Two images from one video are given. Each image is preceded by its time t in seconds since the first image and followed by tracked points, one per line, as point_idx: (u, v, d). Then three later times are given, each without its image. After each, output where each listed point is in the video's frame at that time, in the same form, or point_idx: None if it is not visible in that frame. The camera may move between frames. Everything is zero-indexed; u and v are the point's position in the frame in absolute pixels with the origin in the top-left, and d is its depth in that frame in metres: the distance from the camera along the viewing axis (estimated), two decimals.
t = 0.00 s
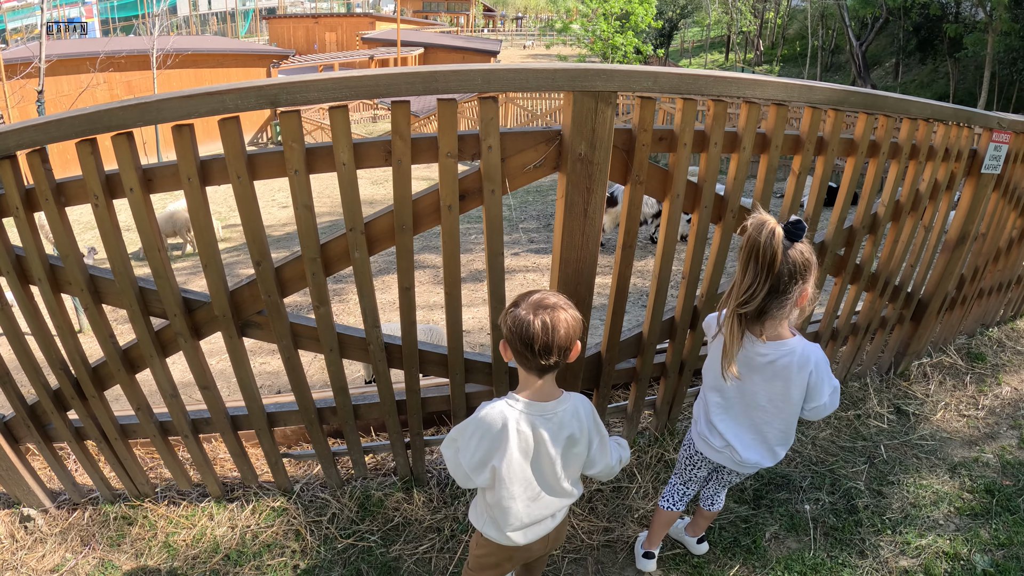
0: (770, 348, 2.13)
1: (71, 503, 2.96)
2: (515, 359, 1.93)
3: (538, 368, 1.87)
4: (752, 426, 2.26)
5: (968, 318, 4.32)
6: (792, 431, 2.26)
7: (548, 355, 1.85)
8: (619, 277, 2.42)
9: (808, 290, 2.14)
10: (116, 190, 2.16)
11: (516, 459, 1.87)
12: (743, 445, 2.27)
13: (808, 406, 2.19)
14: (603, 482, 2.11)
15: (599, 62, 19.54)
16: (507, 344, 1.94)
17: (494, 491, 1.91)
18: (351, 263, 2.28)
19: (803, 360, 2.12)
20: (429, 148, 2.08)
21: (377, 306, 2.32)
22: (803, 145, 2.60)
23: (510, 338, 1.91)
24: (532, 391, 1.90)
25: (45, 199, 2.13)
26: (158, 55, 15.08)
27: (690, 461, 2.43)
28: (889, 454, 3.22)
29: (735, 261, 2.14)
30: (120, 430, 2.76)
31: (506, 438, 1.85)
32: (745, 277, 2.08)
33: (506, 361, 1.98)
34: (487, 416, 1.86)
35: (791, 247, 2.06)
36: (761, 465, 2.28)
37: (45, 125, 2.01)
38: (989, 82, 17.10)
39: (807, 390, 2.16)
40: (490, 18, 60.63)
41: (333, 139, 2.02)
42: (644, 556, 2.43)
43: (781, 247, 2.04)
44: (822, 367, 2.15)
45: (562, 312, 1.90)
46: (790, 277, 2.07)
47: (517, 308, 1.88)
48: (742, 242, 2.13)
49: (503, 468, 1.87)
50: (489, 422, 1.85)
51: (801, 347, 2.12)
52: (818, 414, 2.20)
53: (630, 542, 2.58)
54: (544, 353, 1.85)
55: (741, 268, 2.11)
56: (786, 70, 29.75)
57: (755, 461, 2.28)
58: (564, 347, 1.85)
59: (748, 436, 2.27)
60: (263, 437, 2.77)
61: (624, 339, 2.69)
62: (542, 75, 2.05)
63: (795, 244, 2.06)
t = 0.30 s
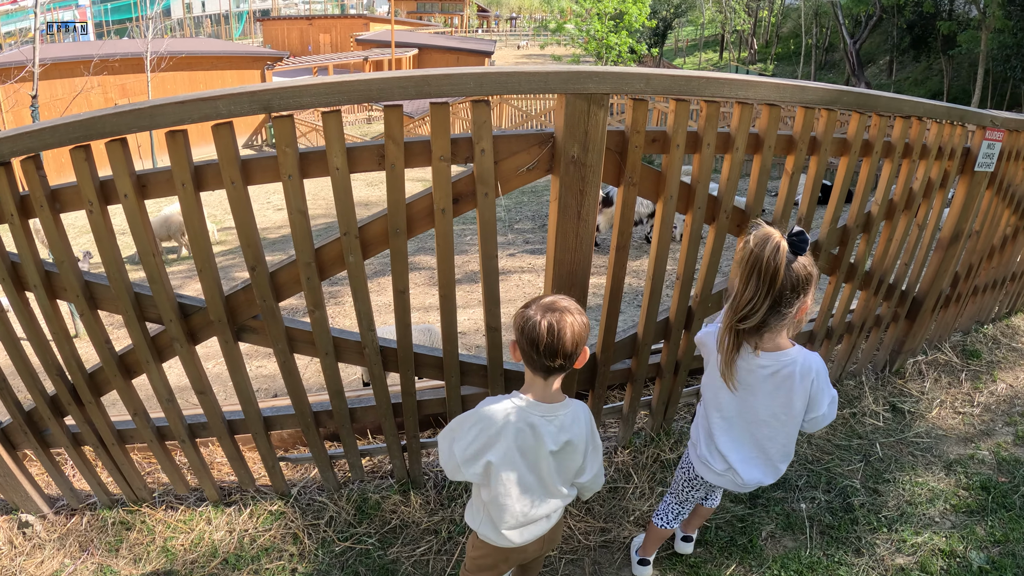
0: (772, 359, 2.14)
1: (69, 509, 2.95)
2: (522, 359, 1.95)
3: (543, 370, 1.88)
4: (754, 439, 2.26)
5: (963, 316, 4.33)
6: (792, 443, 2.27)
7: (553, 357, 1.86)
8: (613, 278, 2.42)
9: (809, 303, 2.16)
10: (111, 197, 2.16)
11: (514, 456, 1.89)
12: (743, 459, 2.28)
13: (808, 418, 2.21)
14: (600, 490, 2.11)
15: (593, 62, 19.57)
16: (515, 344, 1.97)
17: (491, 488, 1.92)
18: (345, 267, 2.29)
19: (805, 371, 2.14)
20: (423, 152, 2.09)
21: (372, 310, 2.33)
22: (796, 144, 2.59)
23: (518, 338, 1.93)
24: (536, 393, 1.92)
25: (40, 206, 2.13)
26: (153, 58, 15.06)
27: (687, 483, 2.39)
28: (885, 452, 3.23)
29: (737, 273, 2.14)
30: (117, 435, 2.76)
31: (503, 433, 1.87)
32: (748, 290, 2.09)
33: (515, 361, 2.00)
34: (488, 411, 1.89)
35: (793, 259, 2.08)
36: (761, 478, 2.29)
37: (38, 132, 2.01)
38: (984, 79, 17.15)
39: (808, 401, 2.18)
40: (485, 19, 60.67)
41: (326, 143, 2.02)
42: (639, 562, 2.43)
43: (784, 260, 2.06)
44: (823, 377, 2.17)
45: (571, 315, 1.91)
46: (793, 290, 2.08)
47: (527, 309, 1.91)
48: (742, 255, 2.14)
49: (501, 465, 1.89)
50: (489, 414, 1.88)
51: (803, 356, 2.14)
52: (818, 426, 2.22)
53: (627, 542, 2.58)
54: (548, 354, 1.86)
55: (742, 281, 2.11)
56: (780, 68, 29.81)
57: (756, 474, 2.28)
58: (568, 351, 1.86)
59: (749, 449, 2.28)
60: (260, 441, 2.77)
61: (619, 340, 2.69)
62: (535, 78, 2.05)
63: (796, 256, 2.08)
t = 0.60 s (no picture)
0: (815, 378, 2.15)
1: (68, 517, 2.96)
2: (528, 364, 1.97)
3: (551, 374, 1.90)
4: (779, 452, 2.29)
5: (955, 311, 4.36)
6: (815, 466, 2.29)
7: (561, 362, 1.89)
8: (607, 279, 2.43)
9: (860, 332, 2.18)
10: (106, 207, 2.17)
11: (513, 458, 1.90)
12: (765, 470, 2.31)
13: (835, 446, 2.23)
14: (588, 495, 2.15)
15: (585, 61, 19.62)
16: (522, 348, 1.98)
17: (485, 487, 1.93)
18: (341, 273, 2.30)
19: (843, 398, 2.15)
20: (417, 158, 2.11)
21: (368, 315, 2.34)
22: (786, 146, 2.59)
23: (525, 343, 1.94)
24: (539, 397, 1.94)
25: (36, 217, 2.14)
26: (143, 62, 15.02)
27: (711, 486, 2.44)
28: (879, 448, 3.26)
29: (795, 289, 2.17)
30: (116, 443, 2.77)
31: (506, 435, 1.87)
32: (802, 308, 2.13)
33: (520, 366, 2.01)
34: (490, 411, 1.89)
35: (850, 285, 2.11)
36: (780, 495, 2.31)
37: (33, 144, 2.02)
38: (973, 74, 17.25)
39: (841, 428, 2.19)
40: (476, 18, 60.64)
41: (320, 151, 2.04)
42: (642, 558, 2.45)
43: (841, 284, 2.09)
44: (861, 410, 2.18)
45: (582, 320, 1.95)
46: (847, 317, 2.11)
47: (536, 315, 1.93)
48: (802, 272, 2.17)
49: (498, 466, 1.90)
50: (493, 415, 1.87)
51: (844, 384, 2.15)
52: (843, 455, 2.24)
53: (625, 541, 2.60)
54: (557, 359, 1.88)
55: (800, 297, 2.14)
56: (771, 65, 29.90)
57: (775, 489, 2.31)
58: (574, 356, 1.88)
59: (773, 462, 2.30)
60: (258, 447, 2.78)
61: (613, 341, 2.70)
62: (526, 84, 2.07)
63: (856, 283, 2.10)
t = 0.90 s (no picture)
0: (882, 368, 2.21)
1: (67, 523, 2.96)
2: (522, 362, 1.99)
3: (547, 371, 1.92)
4: (842, 444, 2.35)
5: (947, 305, 4.39)
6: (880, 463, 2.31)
7: (555, 360, 1.90)
8: (601, 277, 2.44)
9: (930, 324, 2.20)
10: (101, 212, 2.17)
11: (511, 457, 1.92)
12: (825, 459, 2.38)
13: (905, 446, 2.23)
14: (585, 491, 2.18)
15: (575, 60, 19.65)
16: (517, 346, 2.00)
17: (485, 485, 1.95)
18: (337, 275, 2.32)
19: (910, 390, 2.17)
20: (411, 159, 2.12)
21: (364, 316, 2.35)
22: (778, 143, 2.62)
23: (520, 341, 1.96)
24: (535, 394, 1.96)
25: (32, 223, 2.14)
26: (134, 65, 14.98)
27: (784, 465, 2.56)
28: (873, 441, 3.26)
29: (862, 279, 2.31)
30: (114, 448, 2.78)
31: (502, 434, 1.89)
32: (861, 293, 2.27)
33: (516, 364, 2.03)
34: (487, 411, 1.90)
35: (912, 275, 2.17)
36: (839, 488, 2.36)
37: (29, 150, 2.02)
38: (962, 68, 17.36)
39: (906, 426, 2.21)
40: (467, 18, 60.68)
41: (315, 153, 2.06)
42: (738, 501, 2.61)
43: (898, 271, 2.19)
44: (927, 410, 2.17)
45: (577, 318, 1.97)
46: (906, 304, 2.19)
47: (530, 313, 1.95)
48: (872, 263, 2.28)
49: (497, 465, 1.92)
50: (488, 414, 1.89)
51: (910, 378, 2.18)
52: (914, 461, 2.23)
53: (623, 537, 2.62)
54: (550, 357, 1.90)
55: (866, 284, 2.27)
56: (762, 62, 30.00)
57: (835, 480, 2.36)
58: (568, 354, 1.89)
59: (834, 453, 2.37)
60: (256, 449, 2.79)
61: (608, 338, 2.71)
62: (518, 84, 2.09)
63: (922, 274, 2.16)
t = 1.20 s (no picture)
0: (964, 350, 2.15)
1: (64, 525, 2.96)
2: (519, 361, 1.99)
3: (545, 369, 1.92)
4: (899, 420, 2.30)
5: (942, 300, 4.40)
6: (933, 445, 2.25)
7: (552, 358, 1.91)
8: (594, 275, 2.44)
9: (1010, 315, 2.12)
10: (96, 213, 2.17)
11: (512, 457, 1.92)
12: (881, 429, 2.33)
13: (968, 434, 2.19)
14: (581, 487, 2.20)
15: (569, 59, 19.65)
16: (514, 345, 2.01)
17: (487, 485, 1.95)
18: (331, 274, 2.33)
19: (988, 377, 2.12)
20: (404, 158, 2.13)
21: (358, 315, 2.36)
22: (770, 139, 2.62)
23: (517, 340, 1.97)
24: (533, 392, 1.96)
25: (27, 224, 2.14)
26: (128, 67, 14.95)
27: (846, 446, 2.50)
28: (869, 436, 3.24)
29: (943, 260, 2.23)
30: (110, 449, 2.77)
31: (505, 435, 1.89)
32: (938, 271, 2.21)
33: (513, 362, 2.04)
34: (487, 411, 1.90)
35: (995, 265, 2.10)
36: (886, 458, 2.30)
37: (22, 151, 2.02)
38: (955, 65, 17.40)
39: (973, 415, 2.16)
40: (461, 18, 60.66)
41: (309, 153, 2.07)
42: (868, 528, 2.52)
43: (981, 260, 2.11)
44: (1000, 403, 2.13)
45: (574, 316, 1.98)
46: (985, 294, 2.11)
47: (527, 312, 1.95)
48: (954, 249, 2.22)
49: (500, 465, 1.92)
50: (491, 416, 1.89)
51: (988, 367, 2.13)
52: (975, 451, 2.19)
53: (620, 534, 2.61)
54: (547, 355, 1.90)
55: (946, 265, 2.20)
56: (756, 60, 30.05)
57: (884, 450, 2.31)
58: (565, 352, 1.90)
59: (891, 425, 2.31)
60: (252, 449, 2.79)
61: (602, 336, 2.71)
62: (510, 83, 2.09)
63: (1007, 266, 2.08)
